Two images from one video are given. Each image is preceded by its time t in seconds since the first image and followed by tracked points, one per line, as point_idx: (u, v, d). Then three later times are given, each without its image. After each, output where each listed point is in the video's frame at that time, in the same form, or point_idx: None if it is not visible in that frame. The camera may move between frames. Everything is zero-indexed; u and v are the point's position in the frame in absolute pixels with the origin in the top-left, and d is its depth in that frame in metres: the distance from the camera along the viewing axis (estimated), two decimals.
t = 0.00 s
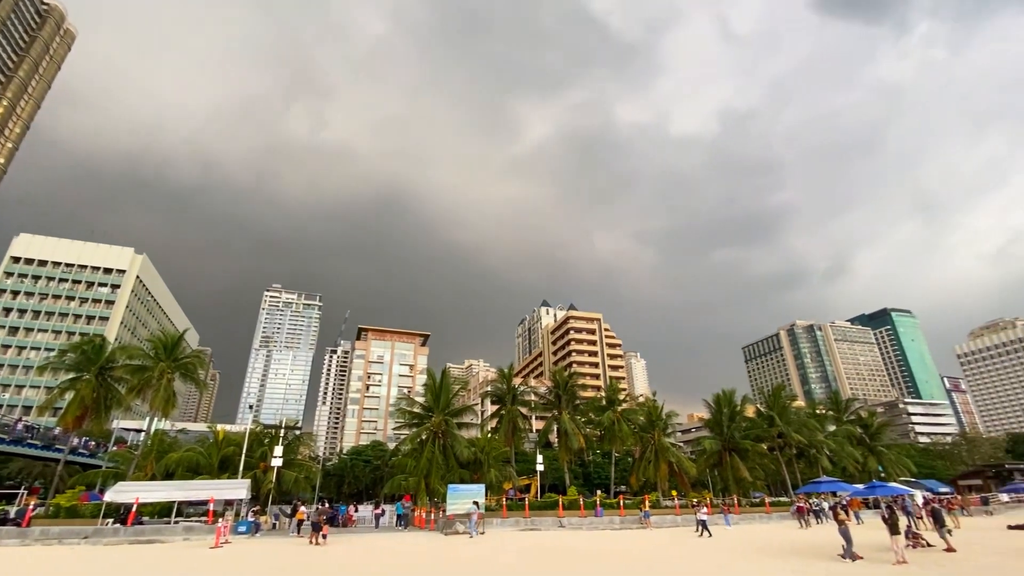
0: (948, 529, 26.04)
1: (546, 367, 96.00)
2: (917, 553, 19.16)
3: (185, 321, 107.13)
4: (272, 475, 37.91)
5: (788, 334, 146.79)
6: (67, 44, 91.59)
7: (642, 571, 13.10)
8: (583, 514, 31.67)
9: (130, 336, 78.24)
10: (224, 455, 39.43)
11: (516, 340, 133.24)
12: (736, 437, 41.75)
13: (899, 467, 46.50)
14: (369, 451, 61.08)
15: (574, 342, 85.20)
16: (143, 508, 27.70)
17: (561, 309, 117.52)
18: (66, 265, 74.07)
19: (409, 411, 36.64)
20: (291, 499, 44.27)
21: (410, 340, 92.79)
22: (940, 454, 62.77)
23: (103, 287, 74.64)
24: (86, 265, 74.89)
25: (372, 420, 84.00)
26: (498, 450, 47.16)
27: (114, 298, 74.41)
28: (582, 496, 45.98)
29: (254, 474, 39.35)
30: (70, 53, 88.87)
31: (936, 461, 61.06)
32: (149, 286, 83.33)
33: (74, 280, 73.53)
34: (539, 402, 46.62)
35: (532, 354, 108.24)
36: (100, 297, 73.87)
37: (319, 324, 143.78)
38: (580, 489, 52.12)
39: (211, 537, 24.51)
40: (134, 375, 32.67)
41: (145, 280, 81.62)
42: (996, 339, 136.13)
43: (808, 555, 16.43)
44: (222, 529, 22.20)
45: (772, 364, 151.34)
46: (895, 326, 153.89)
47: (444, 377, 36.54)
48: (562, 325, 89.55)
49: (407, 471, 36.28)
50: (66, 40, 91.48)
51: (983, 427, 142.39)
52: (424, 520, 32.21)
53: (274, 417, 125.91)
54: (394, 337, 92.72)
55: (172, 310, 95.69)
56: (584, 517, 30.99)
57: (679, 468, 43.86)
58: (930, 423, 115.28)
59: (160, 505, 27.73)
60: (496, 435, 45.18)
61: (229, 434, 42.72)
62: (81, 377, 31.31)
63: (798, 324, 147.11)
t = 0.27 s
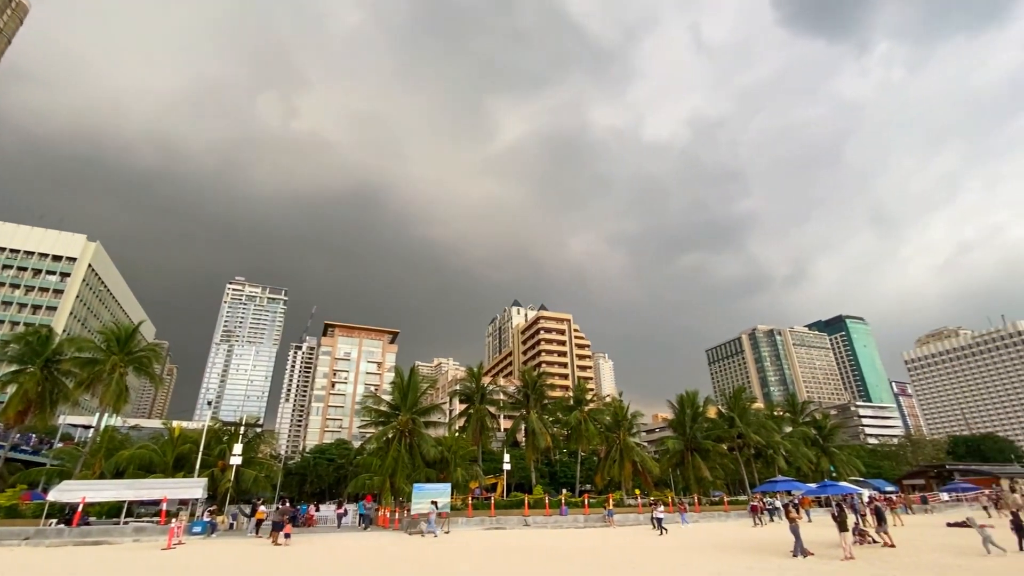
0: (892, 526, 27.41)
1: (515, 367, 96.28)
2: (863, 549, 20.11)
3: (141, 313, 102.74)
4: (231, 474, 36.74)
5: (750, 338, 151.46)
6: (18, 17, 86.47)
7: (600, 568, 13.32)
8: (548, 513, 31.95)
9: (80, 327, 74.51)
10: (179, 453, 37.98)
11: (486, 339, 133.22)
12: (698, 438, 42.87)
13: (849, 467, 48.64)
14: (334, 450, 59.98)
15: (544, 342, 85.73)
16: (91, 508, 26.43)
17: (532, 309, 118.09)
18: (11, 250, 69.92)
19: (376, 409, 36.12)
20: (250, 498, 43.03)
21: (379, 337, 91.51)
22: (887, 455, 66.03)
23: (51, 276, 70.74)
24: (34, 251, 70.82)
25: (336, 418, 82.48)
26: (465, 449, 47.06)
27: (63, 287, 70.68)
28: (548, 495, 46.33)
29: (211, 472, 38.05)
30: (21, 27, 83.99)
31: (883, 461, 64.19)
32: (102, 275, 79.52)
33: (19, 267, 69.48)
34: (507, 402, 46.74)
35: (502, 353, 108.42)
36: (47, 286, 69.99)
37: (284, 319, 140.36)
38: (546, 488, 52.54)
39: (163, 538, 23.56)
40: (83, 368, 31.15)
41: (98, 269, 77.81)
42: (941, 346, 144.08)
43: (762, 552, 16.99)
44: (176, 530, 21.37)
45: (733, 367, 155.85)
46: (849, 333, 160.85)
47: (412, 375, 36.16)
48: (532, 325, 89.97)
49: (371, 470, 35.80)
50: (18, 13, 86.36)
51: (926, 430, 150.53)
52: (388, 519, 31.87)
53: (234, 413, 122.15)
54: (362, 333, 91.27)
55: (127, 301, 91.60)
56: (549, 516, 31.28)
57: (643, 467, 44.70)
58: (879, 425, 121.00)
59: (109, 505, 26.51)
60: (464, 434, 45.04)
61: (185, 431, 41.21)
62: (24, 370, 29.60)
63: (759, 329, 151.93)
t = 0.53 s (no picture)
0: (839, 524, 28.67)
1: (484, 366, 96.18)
2: (813, 546, 20.98)
3: (92, 304, 97.79)
4: (186, 474, 35.35)
5: (713, 342, 155.69)
6: None
7: (563, 568, 13.42)
8: (513, 512, 32.05)
9: (24, 317, 70.35)
10: (131, 450, 36.33)
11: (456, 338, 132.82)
12: (661, 438, 43.77)
13: (802, 467, 50.59)
14: (296, 448, 58.55)
15: (513, 342, 85.90)
16: (31, 508, 24.99)
17: (502, 309, 118.15)
18: None
19: (340, 407, 35.44)
20: (206, 498, 41.55)
21: (345, 334, 89.81)
22: (838, 456, 69.01)
23: None
24: None
25: (299, 416, 80.56)
26: (431, 449, 46.68)
27: (6, 275, 66.59)
28: (513, 494, 46.41)
29: (164, 471, 36.51)
30: None
31: (834, 462, 67.05)
32: (49, 262, 75.26)
33: None
34: (475, 401, 46.65)
35: (471, 352, 108.13)
36: None
37: (246, 313, 136.56)
38: (511, 487, 52.67)
39: (110, 541, 22.48)
40: (26, 361, 29.42)
41: (45, 257, 73.62)
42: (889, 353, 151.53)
43: (721, 550, 17.45)
44: (124, 531, 20.39)
45: (697, 369, 159.93)
46: (806, 338, 167.31)
47: (379, 373, 35.62)
48: (502, 324, 90.02)
49: (334, 469, 35.11)
50: None
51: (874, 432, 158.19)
52: (350, 519, 31.32)
53: (191, 410, 117.76)
54: (328, 330, 89.42)
55: (77, 291, 87.01)
56: (514, 515, 31.39)
57: (607, 467, 45.35)
58: (831, 427, 126.26)
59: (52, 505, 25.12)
60: (430, 433, 44.67)
61: (137, 428, 39.47)
62: None
63: (722, 333, 156.35)
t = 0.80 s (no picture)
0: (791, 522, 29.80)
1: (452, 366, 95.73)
2: (766, 544, 21.74)
3: (37, 293, 92.39)
4: (136, 473, 33.81)
5: (678, 345, 159.42)
6: None
7: (524, 568, 13.46)
8: (478, 512, 32.00)
9: None
10: (76, 448, 34.58)
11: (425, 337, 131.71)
12: (625, 439, 44.53)
13: (759, 468, 52.35)
14: (255, 447, 56.86)
15: (482, 342, 85.80)
16: None
17: (472, 308, 117.85)
18: None
19: (303, 405, 34.61)
20: (158, 499, 39.89)
21: (310, 330, 87.81)
22: (792, 457, 71.72)
23: None
24: None
25: (259, 414, 78.34)
26: (396, 449, 46.11)
27: None
28: (478, 494, 46.32)
29: (112, 470, 34.87)
30: None
31: (789, 463, 69.65)
32: None
33: None
34: (443, 401, 46.39)
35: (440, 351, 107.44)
36: None
37: (205, 306, 133.75)
38: (476, 487, 52.57)
39: (51, 543, 21.28)
40: None
41: None
42: (842, 358, 158.35)
43: (679, 549, 17.88)
44: (67, 533, 19.33)
45: (661, 372, 163.42)
46: (765, 344, 173.19)
47: (344, 371, 34.98)
48: (472, 324, 89.81)
49: (295, 469, 34.27)
50: None
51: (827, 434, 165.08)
52: (310, 521, 30.59)
53: (143, 407, 112.90)
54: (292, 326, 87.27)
55: (20, 279, 82.08)
56: (478, 516, 31.34)
57: (572, 467, 45.82)
58: (787, 430, 130.99)
59: None
60: (396, 433, 44.12)
61: (84, 425, 37.57)
62: None
63: (686, 336, 160.21)
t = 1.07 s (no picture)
0: (746, 521, 30.77)
1: (420, 365, 94.86)
2: (721, 543, 22.37)
3: None
4: (81, 472, 32.10)
5: (643, 348, 162.52)
6: None
7: (485, 569, 13.41)
8: (442, 513, 31.80)
9: None
10: (15, 446, 32.68)
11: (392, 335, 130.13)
12: (590, 440, 45.06)
13: (718, 469, 53.87)
14: (211, 446, 54.90)
15: (451, 341, 85.35)
16: None
17: (441, 307, 117.00)
18: None
19: (263, 403, 33.65)
20: (104, 500, 38.00)
21: (272, 326, 85.38)
22: (750, 458, 74.11)
23: None
24: None
25: (217, 412, 75.72)
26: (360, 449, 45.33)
27: None
28: (443, 494, 46.00)
29: (55, 468, 33.08)
30: None
31: (746, 464, 71.96)
32: None
33: None
34: (409, 400, 45.90)
35: (408, 350, 106.29)
36: None
37: (161, 299, 127.17)
38: (441, 488, 52.19)
39: None
40: None
41: None
42: (799, 364, 164.53)
43: (640, 548, 18.20)
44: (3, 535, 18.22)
45: (626, 374, 166.26)
46: (726, 348, 178.42)
47: (308, 369, 34.16)
48: (441, 323, 89.24)
49: (253, 468, 33.27)
50: None
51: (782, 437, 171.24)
52: (268, 522, 29.72)
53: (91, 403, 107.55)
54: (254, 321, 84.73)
55: None
56: (442, 516, 31.16)
57: (537, 467, 46.05)
58: (745, 432, 135.36)
59: None
60: (360, 432, 43.34)
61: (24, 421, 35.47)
62: None
63: (652, 339, 163.36)
